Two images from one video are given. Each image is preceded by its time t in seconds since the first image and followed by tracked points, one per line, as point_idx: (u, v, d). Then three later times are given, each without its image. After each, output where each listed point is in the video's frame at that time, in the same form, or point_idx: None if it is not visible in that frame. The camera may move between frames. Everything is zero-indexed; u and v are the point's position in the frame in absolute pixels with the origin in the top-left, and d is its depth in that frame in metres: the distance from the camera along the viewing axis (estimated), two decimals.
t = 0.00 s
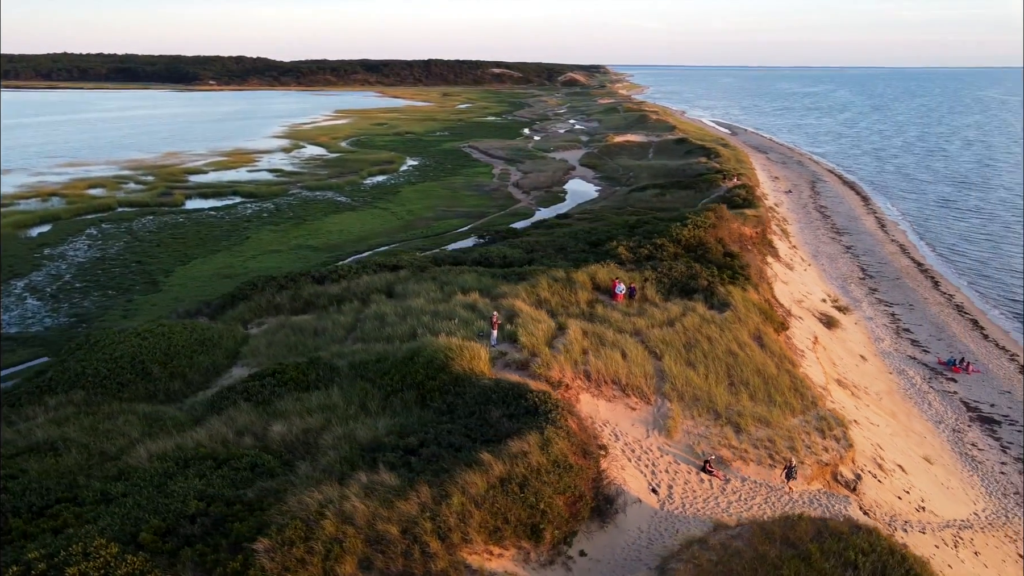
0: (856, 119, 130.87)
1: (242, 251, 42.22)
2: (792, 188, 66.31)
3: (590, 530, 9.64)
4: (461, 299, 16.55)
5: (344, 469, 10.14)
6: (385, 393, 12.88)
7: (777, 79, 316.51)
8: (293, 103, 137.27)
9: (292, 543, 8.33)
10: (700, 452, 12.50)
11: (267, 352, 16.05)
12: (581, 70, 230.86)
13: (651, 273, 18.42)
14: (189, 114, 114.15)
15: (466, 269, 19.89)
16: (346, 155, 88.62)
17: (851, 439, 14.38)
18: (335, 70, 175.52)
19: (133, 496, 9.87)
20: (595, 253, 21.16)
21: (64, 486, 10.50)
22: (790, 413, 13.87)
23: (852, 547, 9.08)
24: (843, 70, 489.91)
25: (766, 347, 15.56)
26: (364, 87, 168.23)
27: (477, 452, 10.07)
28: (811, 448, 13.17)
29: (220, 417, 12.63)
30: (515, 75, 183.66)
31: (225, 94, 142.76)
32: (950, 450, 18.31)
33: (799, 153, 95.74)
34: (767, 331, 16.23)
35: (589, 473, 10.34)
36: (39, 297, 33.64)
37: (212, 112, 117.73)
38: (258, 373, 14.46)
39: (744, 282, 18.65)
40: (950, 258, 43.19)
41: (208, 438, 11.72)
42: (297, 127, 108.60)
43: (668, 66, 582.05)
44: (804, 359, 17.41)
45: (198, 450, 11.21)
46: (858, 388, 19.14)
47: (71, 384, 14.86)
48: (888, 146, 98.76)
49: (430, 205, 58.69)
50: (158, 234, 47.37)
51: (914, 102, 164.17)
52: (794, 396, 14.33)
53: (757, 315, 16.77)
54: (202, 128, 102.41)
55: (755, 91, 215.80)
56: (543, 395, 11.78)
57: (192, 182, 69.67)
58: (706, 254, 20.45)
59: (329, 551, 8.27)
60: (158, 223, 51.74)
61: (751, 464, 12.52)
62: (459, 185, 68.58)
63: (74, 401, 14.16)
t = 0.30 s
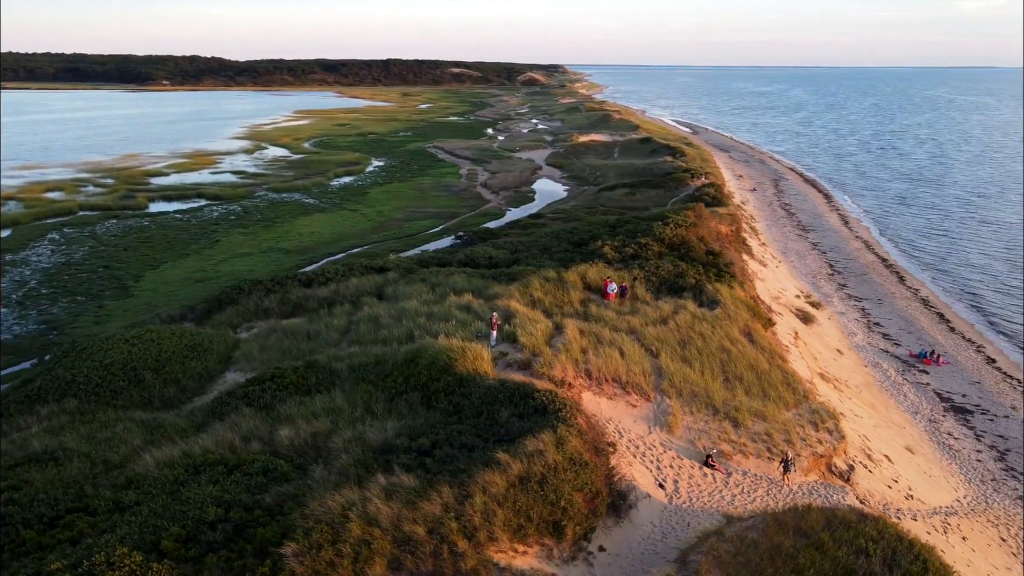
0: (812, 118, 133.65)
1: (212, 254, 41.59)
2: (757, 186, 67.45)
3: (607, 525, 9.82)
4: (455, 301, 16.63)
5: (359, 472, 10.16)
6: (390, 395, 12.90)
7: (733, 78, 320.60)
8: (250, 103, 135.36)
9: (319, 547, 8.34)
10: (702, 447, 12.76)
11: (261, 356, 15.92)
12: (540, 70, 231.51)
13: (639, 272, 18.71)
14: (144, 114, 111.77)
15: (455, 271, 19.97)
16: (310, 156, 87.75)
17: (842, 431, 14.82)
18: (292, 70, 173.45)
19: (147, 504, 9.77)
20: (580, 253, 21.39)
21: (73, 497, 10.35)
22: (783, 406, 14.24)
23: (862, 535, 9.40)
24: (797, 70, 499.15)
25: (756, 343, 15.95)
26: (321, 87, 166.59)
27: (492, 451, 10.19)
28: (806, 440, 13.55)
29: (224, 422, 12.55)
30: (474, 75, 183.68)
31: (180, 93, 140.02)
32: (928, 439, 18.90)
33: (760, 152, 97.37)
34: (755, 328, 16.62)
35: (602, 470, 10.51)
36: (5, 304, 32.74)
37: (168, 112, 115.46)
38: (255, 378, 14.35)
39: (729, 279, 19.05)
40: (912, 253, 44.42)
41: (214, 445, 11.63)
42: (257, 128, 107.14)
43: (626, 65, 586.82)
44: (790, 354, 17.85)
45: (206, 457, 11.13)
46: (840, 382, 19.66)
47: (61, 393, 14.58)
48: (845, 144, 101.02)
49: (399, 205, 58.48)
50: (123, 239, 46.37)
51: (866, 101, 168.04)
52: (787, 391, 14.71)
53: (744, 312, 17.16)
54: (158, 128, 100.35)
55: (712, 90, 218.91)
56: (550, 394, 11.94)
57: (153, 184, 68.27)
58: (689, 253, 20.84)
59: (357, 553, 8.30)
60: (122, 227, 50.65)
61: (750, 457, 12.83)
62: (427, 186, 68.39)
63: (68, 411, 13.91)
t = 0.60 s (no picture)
0: (770, 117, 136.06)
1: (181, 258, 40.92)
2: (721, 185, 68.52)
3: (622, 520, 10.03)
4: (448, 302, 16.71)
5: (375, 474, 10.20)
6: (394, 397, 12.95)
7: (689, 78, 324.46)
8: (207, 103, 133.10)
9: (348, 548, 8.34)
10: (702, 441, 13.03)
11: (256, 360, 15.82)
12: (499, 70, 231.61)
13: (626, 271, 19.00)
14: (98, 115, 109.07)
15: (443, 272, 20.04)
16: (273, 157, 86.74)
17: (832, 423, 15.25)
18: (248, 70, 170.92)
19: (163, 511, 9.68)
20: (566, 252, 21.62)
21: (83, 506, 10.21)
22: (776, 400, 14.63)
23: (870, 522, 9.73)
24: (752, 70, 507.29)
25: (746, 340, 16.32)
26: (278, 87, 164.50)
27: (507, 450, 10.32)
28: (800, 433, 13.93)
29: (227, 427, 12.47)
30: (433, 75, 183.00)
31: (133, 93, 136.94)
32: (906, 429, 19.50)
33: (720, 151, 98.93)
34: (744, 325, 17.02)
35: (614, 466, 10.72)
36: None
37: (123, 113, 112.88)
38: (254, 382, 14.25)
39: (714, 277, 19.43)
40: (876, 250, 45.59)
41: (221, 450, 11.55)
42: (216, 128, 105.40)
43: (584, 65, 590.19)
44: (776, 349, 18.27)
45: (215, 462, 11.06)
46: (821, 376, 20.15)
47: (52, 402, 14.31)
48: (802, 143, 103.15)
49: (368, 207, 58.21)
50: (88, 243, 45.33)
51: (819, 100, 171.72)
52: (779, 386, 15.10)
53: (732, 309, 17.54)
54: (114, 129, 98.03)
55: (670, 90, 221.43)
56: (556, 393, 12.11)
57: (113, 187, 66.66)
58: (673, 252, 21.20)
59: (386, 554, 8.35)
60: (85, 231, 49.50)
61: (749, 450, 13.15)
62: (394, 187, 68.12)
63: (61, 420, 13.65)
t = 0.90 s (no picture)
0: (727, 117, 138.36)
1: (150, 263, 40.14)
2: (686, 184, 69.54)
3: (637, 516, 10.25)
4: (442, 304, 16.77)
5: (392, 476, 10.25)
6: (400, 400, 12.99)
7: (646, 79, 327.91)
8: (162, 104, 130.61)
9: (377, 551, 8.37)
10: (703, 437, 13.29)
11: (251, 365, 15.68)
12: (458, 70, 231.43)
13: (615, 270, 19.27)
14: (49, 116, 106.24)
15: (432, 274, 20.09)
16: (235, 159, 85.57)
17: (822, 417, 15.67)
18: (203, 70, 168.20)
19: (180, 519, 9.60)
20: (552, 253, 21.82)
21: (95, 516, 10.07)
22: (769, 395, 15.00)
23: (877, 512, 10.10)
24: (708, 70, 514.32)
25: (736, 338, 16.70)
26: (233, 87, 162.26)
27: (522, 450, 10.46)
28: (794, 427, 14.31)
29: (232, 434, 12.38)
30: (393, 75, 182.34)
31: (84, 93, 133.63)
32: (886, 421, 20.07)
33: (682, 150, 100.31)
34: (733, 323, 17.39)
35: (626, 463, 10.94)
36: None
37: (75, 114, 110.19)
38: (253, 387, 14.14)
39: (700, 276, 19.80)
40: (841, 247, 46.66)
41: (229, 457, 11.47)
42: (173, 130, 103.54)
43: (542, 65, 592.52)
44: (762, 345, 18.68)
45: (226, 469, 11.00)
46: (804, 371, 20.61)
47: (45, 413, 14.02)
48: (760, 142, 105.19)
49: (337, 209, 57.80)
50: (51, 248, 44.17)
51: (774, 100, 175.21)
52: (770, 381, 15.48)
53: (720, 307, 17.91)
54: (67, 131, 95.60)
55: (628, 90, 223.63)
56: (562, 393, 12.27)
57: (72, 190, 64.95)
58: (657, 251, 21.54)
59: (417, 555, 8.42)
60: (47, 236, 48.22)
61: (747, 444, 13.47)
62: (361, 188, 67.76)
63: (56, 431, 13.39)
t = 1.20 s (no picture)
0: (685, 116, 140.42)
1: (118, 268, 39.33)
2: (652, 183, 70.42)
3: (651, 511, 10.46)
4: (437, 307, 16.82)
5: (409, 478, 10.30)
6: (405, 402, 13.02)
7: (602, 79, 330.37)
8: (115, 104, 127.78)
9: (406, 552, 8.42)
10: (703, 432, 13.56)
11: (246, 370, 15.54)
12: (417, 70, 230.57)
13: (603, 270, 19.53)
14: None
15: (421, 276, 20.11)
16: (196, 161, 84.24)
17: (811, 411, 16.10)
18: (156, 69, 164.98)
19: (198, 527, 9.51)
20: (538, 253, 22.01)
21: (108, 525, 9.93)
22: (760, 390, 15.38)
23: (881, 502, 10.48)
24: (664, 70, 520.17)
25: (726, 334, 17.08)
26: (188, 87, 159.50)
27: (536, 448, 10.61)
28: (787, 420, 14.69)
29: (237, 441, 12.29)
30: (351, 75, 180.85)
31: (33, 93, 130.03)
32: (866, 413, 20.64)
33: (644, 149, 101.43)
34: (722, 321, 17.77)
35: (636, 461, 11.15)
36: None
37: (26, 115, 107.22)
38: (252, 392, 14.03)
39: (686, 274, 20.17)
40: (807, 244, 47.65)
41: (238, 463, 11.38)
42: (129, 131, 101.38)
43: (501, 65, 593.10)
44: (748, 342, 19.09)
45: (237, 475, 10.93)
46: (786, 366, 21.10)
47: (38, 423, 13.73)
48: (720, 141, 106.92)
49: (305, 210, 57.31)
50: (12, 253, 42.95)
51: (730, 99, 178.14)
52: (762, 377, 15.86)
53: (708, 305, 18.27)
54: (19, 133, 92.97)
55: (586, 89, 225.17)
56: (567, 392, 12.44)
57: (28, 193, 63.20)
58: (642, 250, 21.85)
59: (446, 555, 8.50)
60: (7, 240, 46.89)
61: (745, 438, 13.79)
62: (328, 189, 67.28)
63: (51, 441, 13.14)
